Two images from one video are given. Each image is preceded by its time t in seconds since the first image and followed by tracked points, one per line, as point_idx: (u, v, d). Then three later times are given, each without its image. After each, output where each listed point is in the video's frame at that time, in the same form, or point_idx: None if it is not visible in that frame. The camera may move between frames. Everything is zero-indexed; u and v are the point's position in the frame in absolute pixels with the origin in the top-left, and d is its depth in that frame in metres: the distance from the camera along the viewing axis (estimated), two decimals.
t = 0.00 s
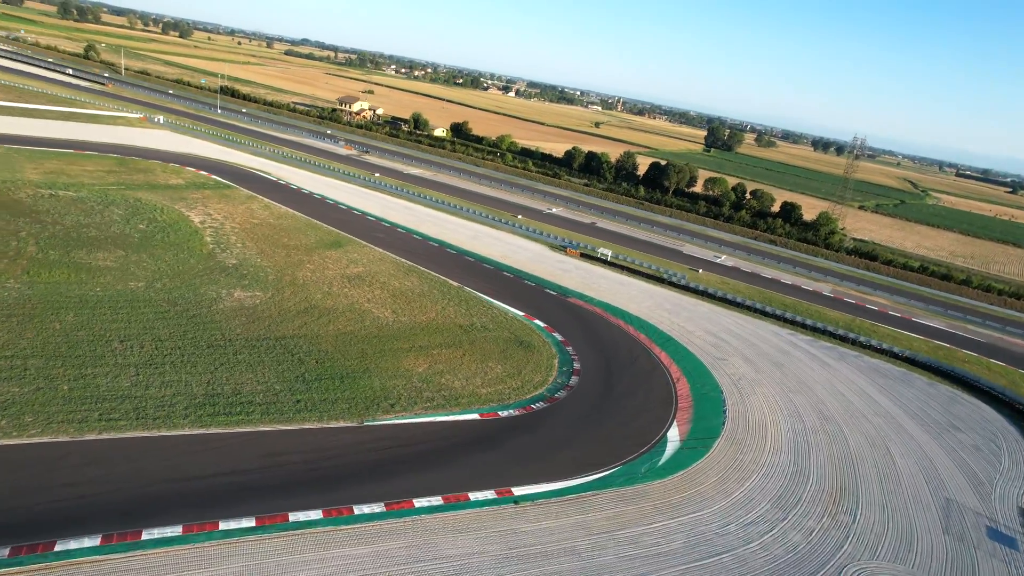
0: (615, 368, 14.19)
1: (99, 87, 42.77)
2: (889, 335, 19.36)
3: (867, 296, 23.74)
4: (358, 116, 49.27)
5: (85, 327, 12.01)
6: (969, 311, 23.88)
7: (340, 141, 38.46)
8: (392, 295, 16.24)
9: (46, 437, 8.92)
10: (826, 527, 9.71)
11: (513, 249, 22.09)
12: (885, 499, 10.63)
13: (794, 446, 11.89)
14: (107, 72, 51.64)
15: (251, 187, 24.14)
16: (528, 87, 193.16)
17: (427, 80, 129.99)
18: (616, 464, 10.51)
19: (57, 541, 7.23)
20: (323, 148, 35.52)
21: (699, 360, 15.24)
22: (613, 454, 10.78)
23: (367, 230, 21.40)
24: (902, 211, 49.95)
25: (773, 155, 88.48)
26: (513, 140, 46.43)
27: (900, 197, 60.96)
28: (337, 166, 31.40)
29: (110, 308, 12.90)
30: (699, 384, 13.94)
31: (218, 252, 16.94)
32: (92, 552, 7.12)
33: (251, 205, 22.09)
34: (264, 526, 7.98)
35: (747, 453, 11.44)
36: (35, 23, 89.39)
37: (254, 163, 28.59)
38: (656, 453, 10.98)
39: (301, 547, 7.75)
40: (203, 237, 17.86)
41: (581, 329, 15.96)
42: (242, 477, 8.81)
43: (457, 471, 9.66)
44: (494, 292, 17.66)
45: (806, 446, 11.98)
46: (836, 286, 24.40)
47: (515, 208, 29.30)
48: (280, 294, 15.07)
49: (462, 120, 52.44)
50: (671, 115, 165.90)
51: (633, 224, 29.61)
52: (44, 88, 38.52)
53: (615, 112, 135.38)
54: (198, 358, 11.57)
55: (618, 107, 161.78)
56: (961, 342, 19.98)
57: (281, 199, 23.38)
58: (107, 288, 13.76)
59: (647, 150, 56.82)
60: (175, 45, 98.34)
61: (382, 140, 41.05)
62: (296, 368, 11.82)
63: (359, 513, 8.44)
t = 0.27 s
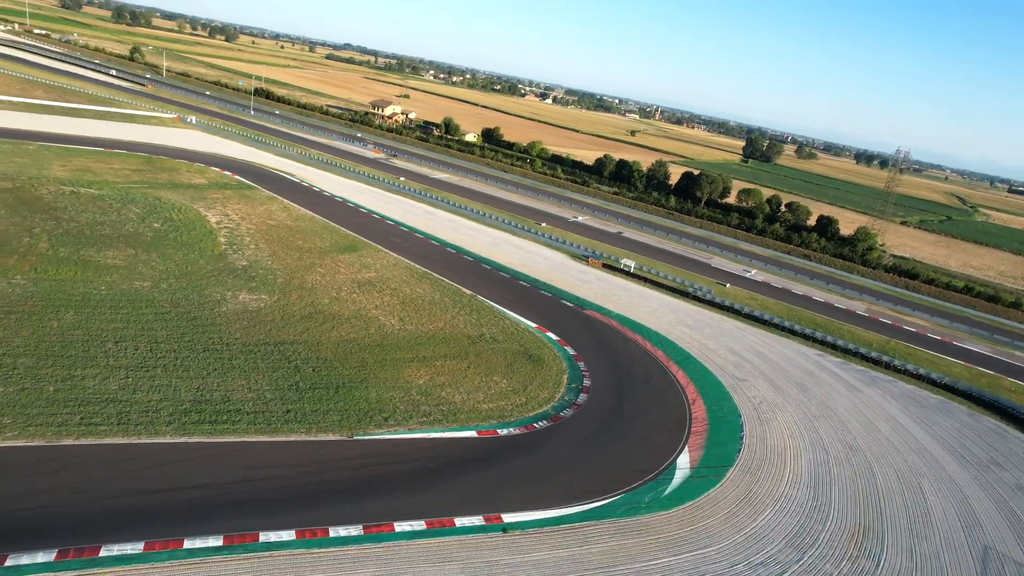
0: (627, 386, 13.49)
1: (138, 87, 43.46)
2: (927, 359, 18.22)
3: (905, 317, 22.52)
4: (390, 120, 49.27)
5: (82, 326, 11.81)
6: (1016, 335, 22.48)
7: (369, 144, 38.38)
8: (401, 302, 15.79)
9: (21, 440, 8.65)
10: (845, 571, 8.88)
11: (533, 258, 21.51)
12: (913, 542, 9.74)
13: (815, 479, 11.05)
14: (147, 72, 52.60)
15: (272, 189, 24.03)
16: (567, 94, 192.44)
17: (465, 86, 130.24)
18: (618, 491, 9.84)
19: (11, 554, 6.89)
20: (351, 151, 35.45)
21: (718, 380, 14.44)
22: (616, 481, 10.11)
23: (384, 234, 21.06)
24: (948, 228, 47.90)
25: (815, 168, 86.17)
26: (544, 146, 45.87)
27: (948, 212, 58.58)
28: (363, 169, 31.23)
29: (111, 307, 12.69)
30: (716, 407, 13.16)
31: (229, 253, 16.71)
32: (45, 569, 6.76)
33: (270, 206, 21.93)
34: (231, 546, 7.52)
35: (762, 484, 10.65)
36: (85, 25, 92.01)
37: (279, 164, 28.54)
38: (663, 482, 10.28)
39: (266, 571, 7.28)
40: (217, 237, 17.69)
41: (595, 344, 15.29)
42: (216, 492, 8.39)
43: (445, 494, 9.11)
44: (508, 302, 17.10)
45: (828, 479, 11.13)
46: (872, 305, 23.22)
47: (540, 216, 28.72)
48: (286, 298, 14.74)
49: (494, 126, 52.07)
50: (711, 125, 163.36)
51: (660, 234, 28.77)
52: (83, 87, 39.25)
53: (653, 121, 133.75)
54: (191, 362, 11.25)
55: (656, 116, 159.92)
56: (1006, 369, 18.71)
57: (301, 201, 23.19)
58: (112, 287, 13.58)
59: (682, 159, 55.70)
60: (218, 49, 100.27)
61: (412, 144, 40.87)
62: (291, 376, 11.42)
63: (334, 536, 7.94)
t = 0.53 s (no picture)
0: (632, 414, 12.76)
1: (186, 72, 44.09)
2: (961, 413, 17.09)
3: (942, 364, 21.30)
4: (429, 122, 49.19)
5: (76, 305, 11.56)
6: None
7: (405, 145, 38.23)
8: (408, 307, 15.32)
9: None
10: None
11: (553, 272, 20.90)
12: None
13: (824, 534, 10.21)
14: (198, 59, 53.44)
15: (299, 182, 23.86)
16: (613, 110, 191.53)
17: (511, 95, 130.34)
18: (606, 530, 9.17)
19: None
20: (385, 150, 35.32)
21: (731, 417, 13.63)
22: (606, 517, 9.43)
23: (404, 236, 20.67)
24: (997, 274, 45.85)
25: (861, 202, 83.83)
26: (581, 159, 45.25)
27: (998, 258, 56.21)
28: (394, 169, 30.99)
29: (110, 288, 12.44)
30: (725, 446, 12.39)
31: (242, 243, 16.45)
32: None
33: (293, 199, 21.73)
34: (178, 554, 7.08)
35: (764, 536, 9.86)
36: (147, 12, 94.41)
37: (311, 158, 28.45)
38: (656, 524, 9.56)
39: None
40: (233, 226, 17.47)
41: (604, 367, 14.60)
42: (176, 490, 7.93)
43: (419, 516, 8.55)
44: (520, 315, 16.50)
45: (839, 536, 10.27)
46: (907, 350, 22.04)
47: (568, 229, 28.09)
48: (291, 292, 14.37)
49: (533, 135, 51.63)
50: (757, 151, 160.83)
51: (690, 258, 27.90)
52: (133, 69, 39.92)
53: (698, 143, 132.10)
54: (179, 350, 10.90)
55: (701, 137, 158.05)
56: None
57: (326, 196, 22.97)
58: (116, 267, 13.36)
59: (722, 183, 54.50)
60: (273, 42, 101.93)
61: (448, 148, 40.63)
62: (280, 374, 10.99)
63: (289, 552, 7.43)
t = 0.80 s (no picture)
0: (657, 443, 11.98)
1: (241, 79, 45.09)
2: None
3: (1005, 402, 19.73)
4: (476, 133, 49.11)
5: (93, 305, 11.48)
6: None
7: (449, 155, 38.13)
8: (431, 319, 14.89)
9: None
10: None
11: (587, 289, 20.22)
12: None
13: None
14: (255, 66, 54.73)
15: (336, 188, 23.84)
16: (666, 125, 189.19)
17: (563, 108, 129.95)
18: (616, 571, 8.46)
19: None
20: (428, 160, 35.24)
21: (765, 451, 12.71)
22: (616, 557, 8.71)
23: (435, 246, 20.31)
24: None
25: (924, 226, 80.20)
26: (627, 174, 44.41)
27: None
28: (435, 179, 30.82)
29: (129, 289, 12.36)
30: (756, 483, 11.50)
31: (269, 248, 16.32)
32: None
33: (328, 206, 21.65)
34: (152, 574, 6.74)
35: None
36: (212, 21, 97.59)
37: (351, 165, 28.49)
38: (672, 568, 8.80)
39: None
40: (263, 231, 17.39)
41: (632, 391, 13.84)
42: (160, 506, 7.59)
43: (413, 545, 8.03)
44: (547, 332, 15.89)
45: None
46: (966, 385, 20.52)
47: (607, 244, 27.35)
48: (312, 299, 14.10)
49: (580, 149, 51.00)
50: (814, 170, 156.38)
51: (735, 278, 26.80)
52: (190, 76, 40.99)
53: (752, 161, 129.12)
54: (188, 356, 10.68)
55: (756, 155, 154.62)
56: None
57: (361, 204, 22.85)
58: (139, 268, 13.32)
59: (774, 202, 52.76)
60: (330, 52, 104.11)
61: (492, 159, 40.38)
62: (288, 385, 10.65)
63: None
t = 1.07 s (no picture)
0: (686, 475, 11.18)
1: (294, 90, 45.94)
2: None
3: None
4: (523, 146, 48.82)
5: (114, 310, 11.41)
6: None
7: (494, 167, 37.87)
8: (455, 335, 14.42)
9: None
10: None
11: (623, 307, 19.49)
12: None
13: None
14: (310, 78, 55.85)
15: (375, 199, 23.74)
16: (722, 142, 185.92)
17: (615, 123, 128.96)
18: None
19: None
20: (472, 172, 35.04)
21: (806, 489, 11.74)
22: None
23: (469, 258, 19.91)
24: None
25: (995, 250, 76.03)
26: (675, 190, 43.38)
27: None
28: (476, 191, 30.53)
29: (152, 295, 12.30)
30: (794, 524, 10.56)
31: (299, 257, 16.18)
32: None
33: (364, 215, 21.53)
34: None
35: None
36: (274, 35, 100.52)
37: (393, 175, 28.45)
38: None
39: None
40: (295, 239, 17.31)
41: (663, 417, 13.05)
42: (146, 523, 7.26)
43: None
44: (577, 351, 15.23)
45: None
46: None
47: (649, 261, 26.49)
48: (335, 311, 13.81)
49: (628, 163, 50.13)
50: (878, 189, 150.83)
51: (784, 300, 25.55)
52: (245, 87, 41.96)
53: (811, 179, 125.34)
54: (200, 365, 10.45)
55: (816, 173, 150.24)
56: None
57: (398, 214, 22.65)
58: (166, 274, 13.28)
59: (831, 221, 50.72)
60: (386, 65, 105.87)
61: (537, 172, 39.95)
62: (298, 400, 10.31)
63: None
